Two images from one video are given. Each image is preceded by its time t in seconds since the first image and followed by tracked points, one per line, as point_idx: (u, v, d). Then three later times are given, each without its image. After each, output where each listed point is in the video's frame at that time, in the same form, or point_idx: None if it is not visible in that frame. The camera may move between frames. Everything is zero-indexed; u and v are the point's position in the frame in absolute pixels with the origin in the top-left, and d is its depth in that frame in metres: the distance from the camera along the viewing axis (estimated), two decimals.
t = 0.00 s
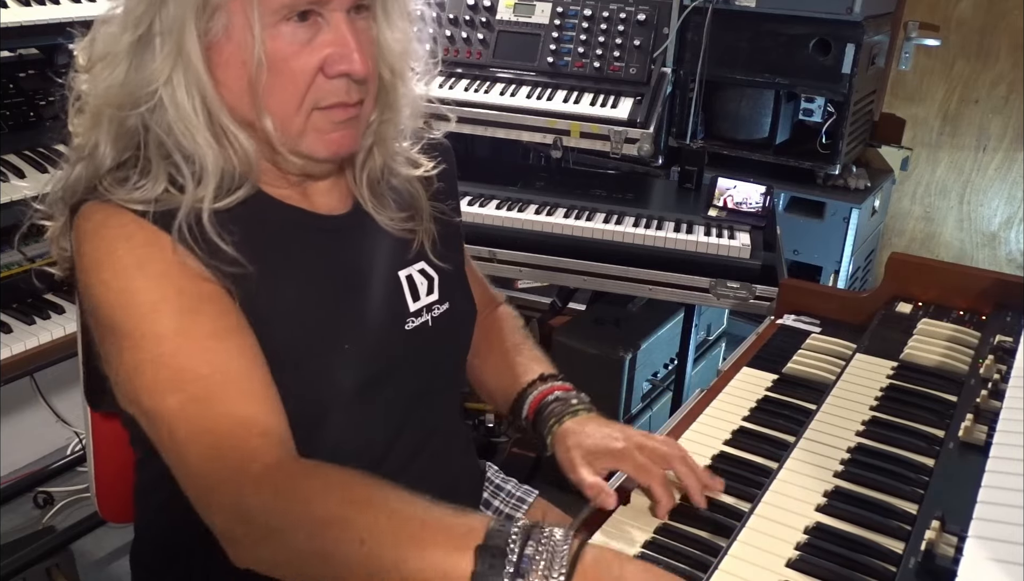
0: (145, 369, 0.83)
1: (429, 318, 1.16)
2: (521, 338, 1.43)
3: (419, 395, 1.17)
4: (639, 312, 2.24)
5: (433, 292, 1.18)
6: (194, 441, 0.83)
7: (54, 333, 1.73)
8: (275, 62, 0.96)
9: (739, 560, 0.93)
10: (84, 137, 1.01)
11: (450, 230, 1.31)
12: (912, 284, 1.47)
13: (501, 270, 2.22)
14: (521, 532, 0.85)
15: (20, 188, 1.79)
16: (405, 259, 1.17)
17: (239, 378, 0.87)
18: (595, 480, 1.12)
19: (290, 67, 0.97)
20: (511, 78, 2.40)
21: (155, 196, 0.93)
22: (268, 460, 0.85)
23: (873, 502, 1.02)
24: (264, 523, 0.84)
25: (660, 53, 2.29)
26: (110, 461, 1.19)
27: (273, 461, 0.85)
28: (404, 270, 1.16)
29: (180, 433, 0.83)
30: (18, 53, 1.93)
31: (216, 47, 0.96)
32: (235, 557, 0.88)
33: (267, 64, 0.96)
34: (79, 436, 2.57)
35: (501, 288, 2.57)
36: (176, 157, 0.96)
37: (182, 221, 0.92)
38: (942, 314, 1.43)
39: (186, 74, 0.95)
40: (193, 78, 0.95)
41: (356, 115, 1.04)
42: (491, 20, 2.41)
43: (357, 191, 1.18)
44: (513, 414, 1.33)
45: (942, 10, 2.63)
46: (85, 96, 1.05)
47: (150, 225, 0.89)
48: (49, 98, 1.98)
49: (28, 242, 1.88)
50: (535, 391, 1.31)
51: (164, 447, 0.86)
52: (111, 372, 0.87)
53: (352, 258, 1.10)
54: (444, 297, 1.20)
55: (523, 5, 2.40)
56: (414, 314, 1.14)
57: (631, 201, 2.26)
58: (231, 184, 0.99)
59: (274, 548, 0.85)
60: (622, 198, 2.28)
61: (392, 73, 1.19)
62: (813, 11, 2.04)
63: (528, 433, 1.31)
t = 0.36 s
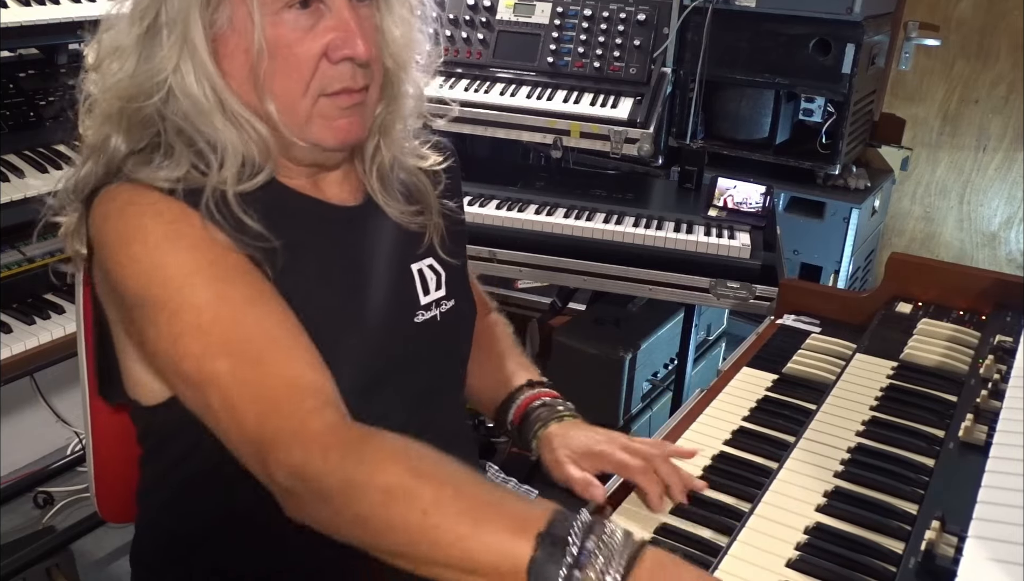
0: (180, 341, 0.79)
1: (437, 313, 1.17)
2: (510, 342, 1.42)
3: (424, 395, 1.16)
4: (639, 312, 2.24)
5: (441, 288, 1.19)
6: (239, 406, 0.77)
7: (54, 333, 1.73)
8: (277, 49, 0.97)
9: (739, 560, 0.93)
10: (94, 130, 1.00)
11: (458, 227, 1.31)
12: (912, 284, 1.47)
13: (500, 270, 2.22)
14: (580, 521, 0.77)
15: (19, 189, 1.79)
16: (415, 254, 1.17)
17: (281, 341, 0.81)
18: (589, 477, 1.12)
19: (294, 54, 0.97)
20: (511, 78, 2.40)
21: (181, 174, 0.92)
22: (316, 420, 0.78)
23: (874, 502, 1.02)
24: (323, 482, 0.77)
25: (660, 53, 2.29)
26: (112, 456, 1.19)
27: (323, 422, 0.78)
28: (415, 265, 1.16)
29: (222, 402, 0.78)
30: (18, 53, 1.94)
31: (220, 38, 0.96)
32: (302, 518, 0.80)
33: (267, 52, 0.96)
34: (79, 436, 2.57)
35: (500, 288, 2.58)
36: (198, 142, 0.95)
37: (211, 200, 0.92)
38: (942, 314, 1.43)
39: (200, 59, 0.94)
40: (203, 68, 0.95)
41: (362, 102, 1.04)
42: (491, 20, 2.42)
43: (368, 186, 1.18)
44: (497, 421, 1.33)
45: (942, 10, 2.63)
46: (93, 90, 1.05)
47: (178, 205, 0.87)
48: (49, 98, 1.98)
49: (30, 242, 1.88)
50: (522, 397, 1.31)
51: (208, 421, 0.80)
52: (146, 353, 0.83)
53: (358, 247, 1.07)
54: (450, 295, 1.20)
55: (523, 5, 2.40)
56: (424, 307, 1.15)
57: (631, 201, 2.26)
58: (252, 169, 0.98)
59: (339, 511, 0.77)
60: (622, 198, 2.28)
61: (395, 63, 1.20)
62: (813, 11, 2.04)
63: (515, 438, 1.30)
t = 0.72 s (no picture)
0: (191, 334, 0.81)
1: (451, 315, 1.17)
2: (530, 351, 1.41)
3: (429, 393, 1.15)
4: (639, 312, 2.24)
5: (455, 290, 1.19)
6: (233, 406, 0.79)
7: (54, 333, 1.73)
8: (349, 72, 0.92)
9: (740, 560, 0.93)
10: (143, 102, 0.99)
11: (470, 228, 1.33)
12: (912, 284, 1.47)
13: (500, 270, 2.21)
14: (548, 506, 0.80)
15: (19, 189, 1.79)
16: (430, 254, 1.19)
17: (285, 348, 0.83)
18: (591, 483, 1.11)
19: (362, 79, 0.93)
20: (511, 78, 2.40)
21: (218, 171, 0.90)
22: (307, 428, 0.79)
23: (872, 502, 1.02)
24: (304, 489, 0.77)
25: (660, 53, 2.29)
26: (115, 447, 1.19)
27: (310, 431, 0.79)
28: (430, 266, 1.17)
29: (220, 397, 0.79)
30: (18, 53, 1.94)
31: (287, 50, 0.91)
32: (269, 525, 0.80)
33: (322, 71, 0.92)
34: (79, 437, 2.57)
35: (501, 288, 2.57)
36: (244, 143, 0.94)
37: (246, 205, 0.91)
38: (942, 314, 1.43)
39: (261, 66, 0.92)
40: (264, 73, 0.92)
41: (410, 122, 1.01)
42: (491, 20, 2.42)
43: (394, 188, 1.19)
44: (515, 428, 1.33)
45: (942, 10, 2.63)
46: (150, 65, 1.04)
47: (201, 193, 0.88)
48: (49, 98, 1.98)
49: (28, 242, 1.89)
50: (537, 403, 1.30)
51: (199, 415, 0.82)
52: (150, 342, 0.84)
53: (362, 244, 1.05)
54: (464, 299, 1.21)
55: (523, 5, 2.40)
56: (437, 308, 1.15)
57: (631, 201, 2.26)
58: (289, 172, 0.97)
59: (312, 515, 0.77)
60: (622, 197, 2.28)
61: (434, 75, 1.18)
62: (813, 11, 2.04)
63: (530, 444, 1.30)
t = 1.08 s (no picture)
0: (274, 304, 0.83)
1: (478, 297, 1.14)
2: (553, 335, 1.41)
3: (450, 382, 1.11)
4: (639, 312, 2.24)
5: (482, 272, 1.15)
6: (321, 373, 0.83)
7: (54, 333, 1.73)
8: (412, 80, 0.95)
9: (741, 560, 0.93)
10: (211, 89, 0.99)
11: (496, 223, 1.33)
12: (912, 284, 1.47)
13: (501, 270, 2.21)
14: (624, 426, 0.93)
15: (20, 189, 1.79)
16: (459, 237, 1.14)
17: (365, 312, 0.85)
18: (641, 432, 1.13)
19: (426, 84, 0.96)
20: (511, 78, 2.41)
21: (297, 153, 0.91)
22: (393, 387, 0.86)
23: (874, 501, 1.01)
24: (393, 441, 0.85)
25: (660, 53, 2.30)
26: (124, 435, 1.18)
27: (397, 389, 0.86)
28: (458, 249, 1.12)
29: (308, 365, 0.83)
30: (19, 53, 1.95)
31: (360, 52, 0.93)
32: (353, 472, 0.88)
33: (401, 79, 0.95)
34: (79, 437, 2.57)
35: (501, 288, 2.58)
36: (322, 134, 0.94)
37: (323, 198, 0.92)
38: (943, 314, 1.43)
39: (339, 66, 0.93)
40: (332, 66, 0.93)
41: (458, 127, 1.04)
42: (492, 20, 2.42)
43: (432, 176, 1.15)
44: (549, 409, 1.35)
45: (942, 10, 2.63)
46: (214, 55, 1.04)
47: (274, 163, 0.88)
48: (49, 98, 1.99)
49: (29, 242, 1.88)
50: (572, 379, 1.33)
51: (283, 382, 0.86)
52: (225, 310, 0.86)
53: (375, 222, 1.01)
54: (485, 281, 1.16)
55: (523, 5, 2.40)
56: (465, 289, 1.12)
57: (631, 201, 2.26)
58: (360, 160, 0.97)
59: (398, 465, 0.86)
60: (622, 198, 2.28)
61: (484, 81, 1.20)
62: (813, 11, 2.04)
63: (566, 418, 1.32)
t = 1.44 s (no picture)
0: (287, 293, 0.83)
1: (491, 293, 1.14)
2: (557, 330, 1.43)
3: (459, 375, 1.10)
4: (639, 312, 2.24)
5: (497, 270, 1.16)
6: (329, 363, 0.84)
7: (55, 333, 1.73)
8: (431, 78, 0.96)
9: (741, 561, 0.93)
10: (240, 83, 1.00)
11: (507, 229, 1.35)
12: (913, 284, 1.47)
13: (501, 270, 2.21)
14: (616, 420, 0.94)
15: (20, 189, 1.79)
16: (473, 235, 1.15)
17: (375, 305, 0.86)
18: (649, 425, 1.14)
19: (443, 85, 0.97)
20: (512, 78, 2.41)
21: (318, 148, 0.92)
22: (399, 379, 0.86)
23: (873, 502, 1.01)
24: (395, 430, 0.86)
25: (660, 53, 2.30)
26: (124, 432, 1.18)
27: (401, 382, 0.86)
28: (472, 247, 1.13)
29: (316, 355, 0.84)
30: (18, 53, 1.96)
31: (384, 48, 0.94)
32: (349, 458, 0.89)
33: (421, 77, 0.95)
34: (79, 437, 2.57)
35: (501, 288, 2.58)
36: (343, 130, 0.94)
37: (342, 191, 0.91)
38: (943, 314, 1.43)
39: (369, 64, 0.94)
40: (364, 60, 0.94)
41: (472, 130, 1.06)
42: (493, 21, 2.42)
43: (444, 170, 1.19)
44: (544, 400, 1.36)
45: (941, 10, 2.63)
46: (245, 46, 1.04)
47: (294, 153, 0.88)
48: (49, 98, 1.99)
49: (29, 242, 1.88)
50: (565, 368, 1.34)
51: (289, 369, 0.86)
52: (237, 296, 0.87)
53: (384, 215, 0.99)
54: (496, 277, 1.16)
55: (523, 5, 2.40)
56: (478, 286, 1.11)
57: (631, 201, 2.26)
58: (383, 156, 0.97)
59: (395, 455, 0.87)
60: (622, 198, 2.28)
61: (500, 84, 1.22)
62: (813, 11, 2.04)
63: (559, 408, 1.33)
